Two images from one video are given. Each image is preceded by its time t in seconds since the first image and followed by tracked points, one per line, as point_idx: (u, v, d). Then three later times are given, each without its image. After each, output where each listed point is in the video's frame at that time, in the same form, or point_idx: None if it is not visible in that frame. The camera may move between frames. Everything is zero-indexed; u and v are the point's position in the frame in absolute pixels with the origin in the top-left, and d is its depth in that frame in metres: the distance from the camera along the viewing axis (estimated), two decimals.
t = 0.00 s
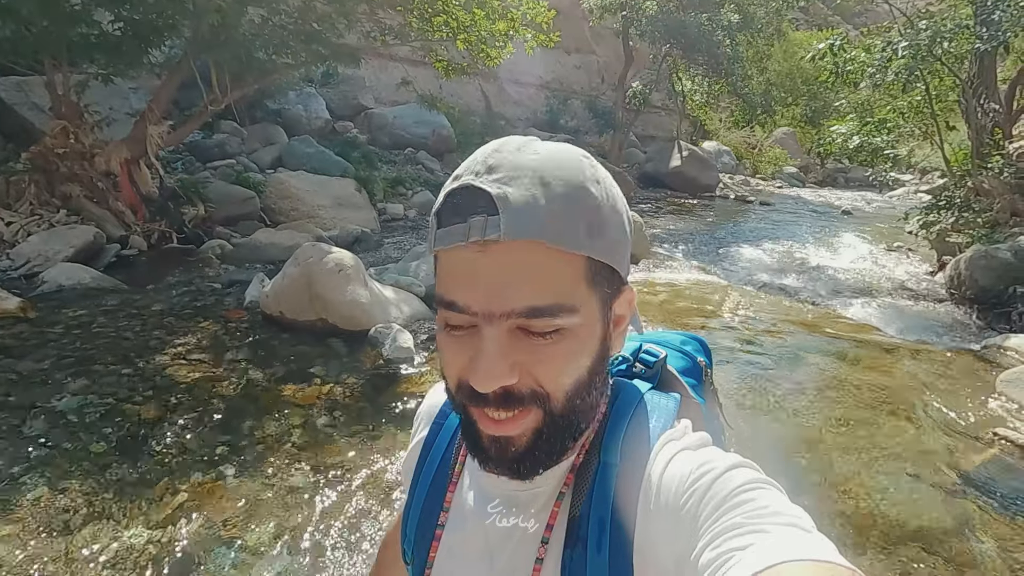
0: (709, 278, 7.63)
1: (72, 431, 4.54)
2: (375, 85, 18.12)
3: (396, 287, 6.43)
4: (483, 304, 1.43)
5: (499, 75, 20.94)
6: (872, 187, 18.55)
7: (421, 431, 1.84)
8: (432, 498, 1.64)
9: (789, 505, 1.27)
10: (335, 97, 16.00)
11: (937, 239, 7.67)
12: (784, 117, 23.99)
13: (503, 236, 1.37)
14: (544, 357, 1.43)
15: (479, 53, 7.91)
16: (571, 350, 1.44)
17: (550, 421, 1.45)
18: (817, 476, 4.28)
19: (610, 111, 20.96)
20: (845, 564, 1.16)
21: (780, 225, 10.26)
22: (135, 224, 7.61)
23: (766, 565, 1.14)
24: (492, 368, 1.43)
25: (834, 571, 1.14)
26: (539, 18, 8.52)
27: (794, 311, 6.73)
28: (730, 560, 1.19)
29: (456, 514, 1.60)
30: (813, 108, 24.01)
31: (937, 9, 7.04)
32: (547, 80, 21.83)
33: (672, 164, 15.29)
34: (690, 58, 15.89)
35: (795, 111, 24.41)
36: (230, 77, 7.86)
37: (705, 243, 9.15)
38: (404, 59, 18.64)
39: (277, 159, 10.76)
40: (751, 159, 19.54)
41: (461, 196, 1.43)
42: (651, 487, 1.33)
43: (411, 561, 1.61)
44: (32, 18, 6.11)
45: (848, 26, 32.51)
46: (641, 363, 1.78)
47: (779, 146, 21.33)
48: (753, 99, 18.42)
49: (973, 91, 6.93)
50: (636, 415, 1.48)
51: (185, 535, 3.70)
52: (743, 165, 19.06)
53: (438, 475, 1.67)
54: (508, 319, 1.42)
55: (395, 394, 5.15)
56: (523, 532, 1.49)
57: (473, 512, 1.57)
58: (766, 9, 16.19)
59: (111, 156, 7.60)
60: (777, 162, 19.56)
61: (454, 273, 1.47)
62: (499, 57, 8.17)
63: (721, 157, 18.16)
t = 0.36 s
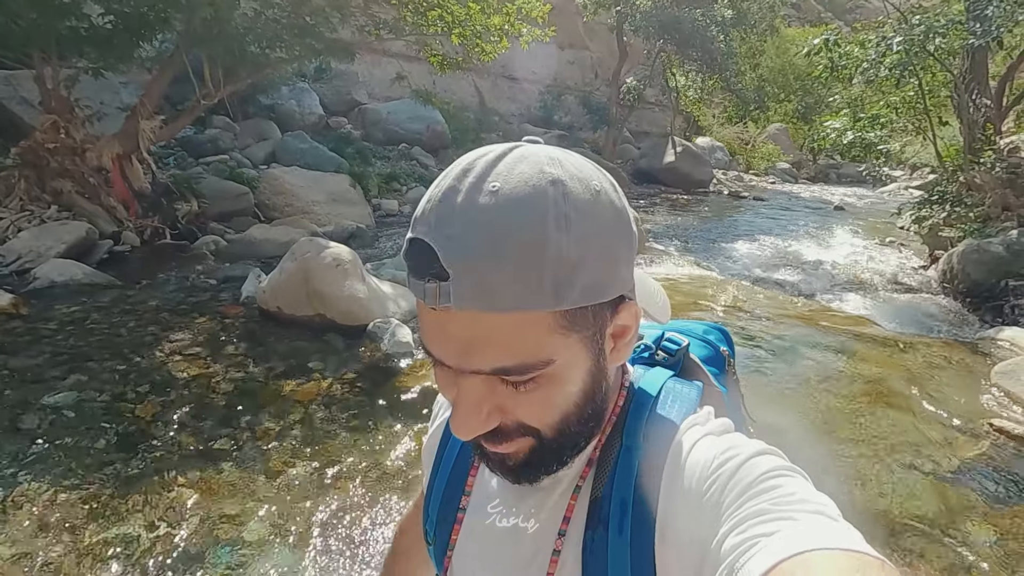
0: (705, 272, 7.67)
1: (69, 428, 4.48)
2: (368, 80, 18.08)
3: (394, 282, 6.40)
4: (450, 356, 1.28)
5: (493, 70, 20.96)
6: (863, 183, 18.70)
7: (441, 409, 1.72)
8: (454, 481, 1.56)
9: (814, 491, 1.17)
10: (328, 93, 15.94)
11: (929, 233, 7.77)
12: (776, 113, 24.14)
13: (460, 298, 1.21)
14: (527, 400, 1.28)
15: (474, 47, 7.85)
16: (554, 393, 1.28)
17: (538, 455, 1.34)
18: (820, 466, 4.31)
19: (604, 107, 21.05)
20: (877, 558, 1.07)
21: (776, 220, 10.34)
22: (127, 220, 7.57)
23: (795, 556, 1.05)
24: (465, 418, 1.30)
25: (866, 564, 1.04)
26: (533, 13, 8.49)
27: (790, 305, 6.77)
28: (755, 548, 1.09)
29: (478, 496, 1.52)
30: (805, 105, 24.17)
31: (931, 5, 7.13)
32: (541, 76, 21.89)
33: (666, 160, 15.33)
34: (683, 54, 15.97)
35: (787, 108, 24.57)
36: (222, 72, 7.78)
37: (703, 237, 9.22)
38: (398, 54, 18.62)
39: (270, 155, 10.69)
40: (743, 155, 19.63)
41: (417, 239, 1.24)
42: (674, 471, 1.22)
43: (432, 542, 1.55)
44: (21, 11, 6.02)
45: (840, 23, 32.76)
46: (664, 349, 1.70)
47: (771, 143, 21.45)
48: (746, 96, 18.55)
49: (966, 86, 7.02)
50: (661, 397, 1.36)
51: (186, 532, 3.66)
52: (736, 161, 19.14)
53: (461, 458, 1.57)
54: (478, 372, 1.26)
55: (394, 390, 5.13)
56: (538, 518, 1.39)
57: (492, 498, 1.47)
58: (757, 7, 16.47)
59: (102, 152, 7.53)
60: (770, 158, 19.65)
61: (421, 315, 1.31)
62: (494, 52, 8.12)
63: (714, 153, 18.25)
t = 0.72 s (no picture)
0: (699, 266, 7.69)
1: (60, 427, 4.41)
2: (359, 75, 18.04)
3: (389, 277, 6.36)
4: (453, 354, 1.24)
5: (484, 65, 20.98)
6: (853, 178, 18.84)
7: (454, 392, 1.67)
8: (468, 468, 1.53)
9: (843, 487, 1.13)
10: (319, 89, 15.87)
11: (918, 226, 7.85)
12: (766, 108, 24.28)
13: (457, 302, 1.18)
14: (527, 403, 1.24)
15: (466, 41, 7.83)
16: (558, 397, 1.23)
17: (543, 455, 1.30)
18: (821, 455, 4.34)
19: (595, 102, 21.17)
20: (909, 558, 1.03)
21: (769, 213, 10.41)
22: (116, 216, 7.44)
23: (820, 555, 1.01)
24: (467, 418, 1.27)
25: (897, 565, 1.00)
26: (525, 7, 8.45)
27: (783, 298, 6.81)
28: (779, 545, 1.05)
29: (493, 483, 1.49)
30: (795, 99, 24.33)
31: None
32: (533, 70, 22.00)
33: (658, 155, 15.38)
34: (674, 49, 16.17)
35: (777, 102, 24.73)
36: (211, 67, 7.69)
37: (698, 230, 9.28)
38: (389, 49, 18.59)
39: (260, 151, 10.60)
40: (734, 150, 19.68)
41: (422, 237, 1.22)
42: (697, 463, 1.18)
43: (445, 529, 1.53)
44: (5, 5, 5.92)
45: (829, 18, 33.03)
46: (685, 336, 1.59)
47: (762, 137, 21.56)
48: (736, 90, 18.70)
49: (954, 80, 7.16)
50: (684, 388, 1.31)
51: (185, 530, 3.62)
52: (727, 156, 19.20)
53: (476, 444, 1.53)
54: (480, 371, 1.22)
55: (390, 385, 5.09)
56: (552, 507, 1.35)
57: (506, 488, 1.44)
58: None
59: (90, 148, 7.45)
60: (760, 152, 19.73)
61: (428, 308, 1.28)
62: (486, 46, 8.08)
63: (705, 147, 18.34)
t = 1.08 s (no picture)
0: (690, 263, 7.73)
1: (48, 434, 4.33)
2: (347, 73, 17.97)
3: (380, 278, 6.30)
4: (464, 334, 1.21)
5: (471, 62, 21.04)
6: (838, 173, 19.02)
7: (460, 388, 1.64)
8: (477, 467, 1.50)
9: (863, 498, 1.10)
10: (305, 88, 15.78)
11: (903, 219, 7.94)
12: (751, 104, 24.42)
13: (472, 279, 1.15)
14: (535, 391, 1.20)
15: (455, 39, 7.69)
16: (566, 388, 1.20)
17: (546, 449, 1.26)
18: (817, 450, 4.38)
19: (584, 99, 21.54)
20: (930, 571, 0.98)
21: (759, 209, 10.51)
22: (100, 217, 7.34)
23: (835, 565, 0.98)
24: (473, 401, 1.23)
25: None
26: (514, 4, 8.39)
27: (773, 293, 6.86)
28: (794, 556, 1.03)
29: (501, 485, 1.46)
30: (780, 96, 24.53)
31: None
32: (521, 66, 22.14)
33: (646, 152, 15.44)
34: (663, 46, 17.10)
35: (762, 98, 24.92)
36: (196, 65, 7.59)
37: (690, 227, 9.35)
38: (377, 46, 18.57)
39: (246, 150, 10.49)
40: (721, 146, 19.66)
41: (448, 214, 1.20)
42: (712, 473, 1.17)
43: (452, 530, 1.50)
44: None
45: (815, 14, 33.28)
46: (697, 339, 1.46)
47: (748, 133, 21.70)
48: (722, 86, 18.98)
49: (938, 77, 7.23)
50: (698, 394, 1.29)
51: (175, 536, 3.56)
52: (714, 152, 19.24)
53: (485, 442, 1.51)
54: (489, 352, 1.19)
55: (384, 387, 5.05)
56: (561, 513, 1.34)
57: (515, 489, 1.41)
58: None
59: (71, 147, 7.29)
60: (747, 148, 19.70)
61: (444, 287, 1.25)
62: (475, 43, 8.00)
63: (693, 144, 18.42)
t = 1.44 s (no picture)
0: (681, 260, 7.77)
1: (33, 444, 4.25)
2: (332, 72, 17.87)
3: (370, 279, 6.26)
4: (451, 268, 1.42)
5: (458, 60, 21.08)
6: (823, 168, 19.16)
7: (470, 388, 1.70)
8: (484, 465, 1.55)
9: (870, 513, 1.16)
10: (290, 87, 15.67)
11: (887, 214, 8.00)
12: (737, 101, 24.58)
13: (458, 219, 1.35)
14: (475, 337, 1.36)
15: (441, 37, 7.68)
16: (496, 343, 1.34)
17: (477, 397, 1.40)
18: (812, 446, 4.40)
19: (572, 97, 21.76)
20: None
21: (747, 205, 10.60)
22: (82, 220, 7.22)
23: None
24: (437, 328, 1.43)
25: None
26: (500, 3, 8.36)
27: (760, 290, 6.89)
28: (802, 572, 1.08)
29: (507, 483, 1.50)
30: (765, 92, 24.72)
31: None
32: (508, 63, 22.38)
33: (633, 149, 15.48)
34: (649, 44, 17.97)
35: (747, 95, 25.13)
36: (179, 65, 7.48)
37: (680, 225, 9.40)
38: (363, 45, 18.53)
39: (231, 151, 10.39)
40: (708, 142, 19.69)
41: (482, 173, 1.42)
42: (718, 485, 1.20)
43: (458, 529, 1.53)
44: None
45: (800, 11, 33.52)
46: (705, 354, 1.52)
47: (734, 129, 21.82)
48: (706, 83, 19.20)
49: (921, 73, 7.29)
50: (706, 409, 1.33)
51: (164, 547, 3.50)
52: (701, 149, 19.24)
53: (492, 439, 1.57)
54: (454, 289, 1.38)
55: (375, 390, 5.01)
56: (566, 519, 1.37)
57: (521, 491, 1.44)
58: None
59: (53, 148, 7.13)
60: (734, 144, 19.77)
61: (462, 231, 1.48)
62: (462, 41, 7.96)
63: (680, 140, 18.47)
